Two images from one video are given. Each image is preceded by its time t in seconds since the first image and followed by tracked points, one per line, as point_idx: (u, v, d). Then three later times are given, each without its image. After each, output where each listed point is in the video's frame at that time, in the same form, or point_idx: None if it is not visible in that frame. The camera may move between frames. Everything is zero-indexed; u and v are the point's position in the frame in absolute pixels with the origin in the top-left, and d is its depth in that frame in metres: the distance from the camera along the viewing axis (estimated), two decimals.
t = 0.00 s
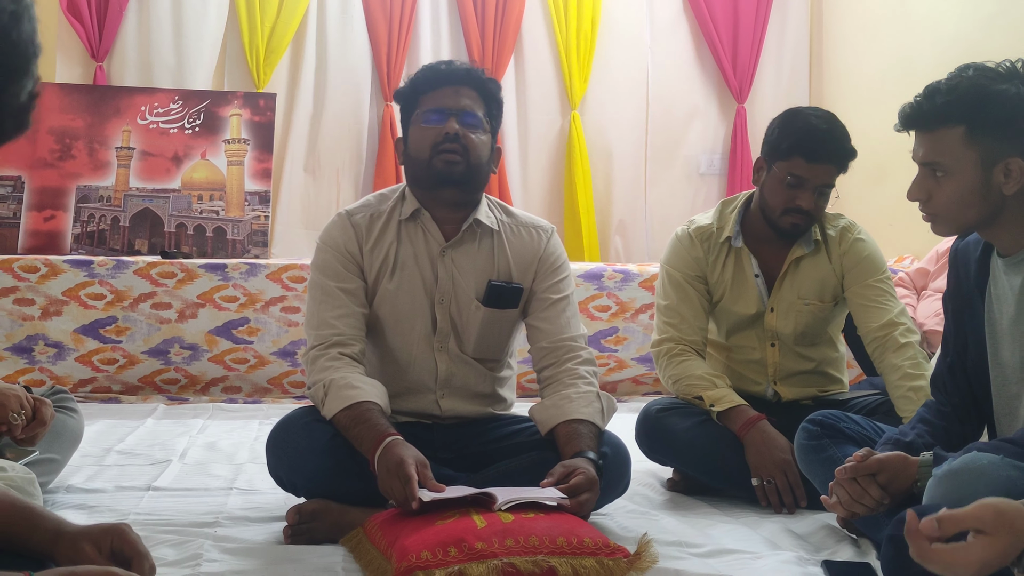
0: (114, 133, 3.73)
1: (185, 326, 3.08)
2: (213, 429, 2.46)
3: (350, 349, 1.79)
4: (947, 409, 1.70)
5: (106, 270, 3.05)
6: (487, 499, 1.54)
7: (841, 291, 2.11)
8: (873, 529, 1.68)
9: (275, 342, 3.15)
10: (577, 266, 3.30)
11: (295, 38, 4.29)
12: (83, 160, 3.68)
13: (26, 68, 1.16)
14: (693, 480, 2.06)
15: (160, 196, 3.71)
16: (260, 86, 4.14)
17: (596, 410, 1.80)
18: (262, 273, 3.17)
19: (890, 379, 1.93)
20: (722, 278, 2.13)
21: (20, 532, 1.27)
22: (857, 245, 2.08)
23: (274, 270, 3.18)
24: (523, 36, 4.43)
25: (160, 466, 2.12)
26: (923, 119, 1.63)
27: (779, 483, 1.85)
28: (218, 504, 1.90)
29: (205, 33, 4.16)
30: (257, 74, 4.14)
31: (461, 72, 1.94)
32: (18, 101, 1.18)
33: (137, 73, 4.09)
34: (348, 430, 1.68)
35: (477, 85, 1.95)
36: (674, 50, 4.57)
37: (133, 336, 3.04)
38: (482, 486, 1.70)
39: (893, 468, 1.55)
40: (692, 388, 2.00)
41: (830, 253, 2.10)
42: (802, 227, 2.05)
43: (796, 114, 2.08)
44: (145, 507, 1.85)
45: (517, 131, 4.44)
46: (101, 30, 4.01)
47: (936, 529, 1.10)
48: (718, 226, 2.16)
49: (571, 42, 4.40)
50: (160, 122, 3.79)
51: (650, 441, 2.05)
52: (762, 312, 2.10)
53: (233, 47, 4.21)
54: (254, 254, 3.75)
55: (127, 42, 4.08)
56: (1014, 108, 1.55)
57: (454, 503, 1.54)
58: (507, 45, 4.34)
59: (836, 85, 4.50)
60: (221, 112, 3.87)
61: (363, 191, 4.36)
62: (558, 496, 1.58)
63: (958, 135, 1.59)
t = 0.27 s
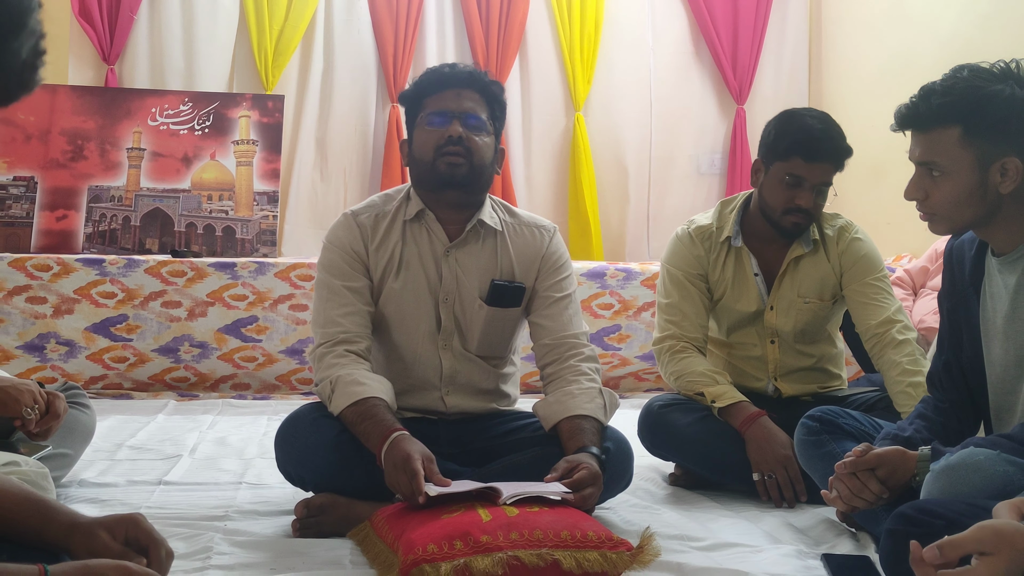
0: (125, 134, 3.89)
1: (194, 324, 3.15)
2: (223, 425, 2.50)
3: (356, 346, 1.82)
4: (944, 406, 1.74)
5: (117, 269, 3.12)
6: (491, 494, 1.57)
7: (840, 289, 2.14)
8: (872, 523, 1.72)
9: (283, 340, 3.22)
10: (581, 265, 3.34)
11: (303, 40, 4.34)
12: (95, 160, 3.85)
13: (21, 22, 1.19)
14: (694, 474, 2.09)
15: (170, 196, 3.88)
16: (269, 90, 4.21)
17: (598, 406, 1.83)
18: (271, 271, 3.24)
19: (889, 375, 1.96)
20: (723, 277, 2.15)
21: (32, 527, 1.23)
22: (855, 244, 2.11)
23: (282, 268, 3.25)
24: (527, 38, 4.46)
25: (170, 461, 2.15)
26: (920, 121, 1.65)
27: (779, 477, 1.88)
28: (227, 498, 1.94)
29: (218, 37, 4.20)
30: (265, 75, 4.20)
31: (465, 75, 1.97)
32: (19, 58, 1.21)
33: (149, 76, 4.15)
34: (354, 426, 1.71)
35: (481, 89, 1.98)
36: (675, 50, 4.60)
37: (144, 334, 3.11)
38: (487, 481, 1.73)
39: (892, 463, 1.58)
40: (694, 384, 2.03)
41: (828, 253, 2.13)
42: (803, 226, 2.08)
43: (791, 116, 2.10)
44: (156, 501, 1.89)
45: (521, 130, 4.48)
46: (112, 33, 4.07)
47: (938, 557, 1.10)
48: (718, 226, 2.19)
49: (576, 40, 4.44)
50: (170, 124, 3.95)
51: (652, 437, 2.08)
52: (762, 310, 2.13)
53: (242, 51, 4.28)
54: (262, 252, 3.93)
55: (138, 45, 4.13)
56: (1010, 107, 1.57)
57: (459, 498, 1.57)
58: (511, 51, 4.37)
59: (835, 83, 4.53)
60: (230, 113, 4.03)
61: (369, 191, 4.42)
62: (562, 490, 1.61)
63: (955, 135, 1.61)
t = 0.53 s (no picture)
0: (129, 134, 3.95)
1: (197, 323, 3.20)
2: (224, 421, 2.53)
3: (357, 344, 1.85)
4: (934, 404, 1.78)
5: (121, 267, 3.17)
6: (488, 490, 1.61)
7: (825, 288, 2.16)
8: (862, 519, 1.75)
9: (284, 338, 3.27)
10: (577, 264, 3.38)
11: (305, 42, 4.39)
12: (99, 160, 3.90)
13: (20, 11, 1.24)
14: (687, 471, 2.12)
15: (173, 195, 3.92)
16: (271, 92, 4.27)
17: (594, 403, 1.86)
18: (272, 270, 3.29)
19: (878, 374, 1.99)
20: (710, 279, 2.19)
21: (36, 521, 1.22)
22: (839, 242, 2.15)
23: (283, 266, 3.30)
24: (526, 41, 4.51)
25: (173, 456, 2.19)
26: (913, 126, 1.69)
27: (773, 473, 1.91)
28: (229, 493, 1.97)
29: (222, 42, 4.28)
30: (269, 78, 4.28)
31: (468, 78, 2.00)
32: (20, 45, 1.26)
33: (153, 78, 4.21)
34: (354, 423, 1.74)
35: (483, 91, 2.01)
36: (671, 54, 4.66)
37: (147, 332, 3.17)
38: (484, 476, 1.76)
39: (883, 459, 1.61)
40: (687, 382, 2.07)
41: (813, 252, 2.16)
42: (769, 222, 2.10)
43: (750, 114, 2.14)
44: (158, 495, 1.92)
45: (519, 132, 4.52)
46: (117, 36, 4.14)
47: (929, 532, 1.09)
48: (703, 230, 2.23)
49: (574, 44, 4.48)
50: (174, 125, 3.99)
51: (646, 433, 2.12)
52: (751, 311, 2.17)
53: (246, 55, 4.34)
54: (264, 251, 3.94)
55: (142, 46, 4.20)
56: (999, 110, 1.61)
57: (458, 494, 1.62)
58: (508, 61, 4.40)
59: (830, 87, 4.59)
60: (232, 114, 4.07)
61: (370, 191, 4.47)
62: (558, 487, 1.64)
63: (946, 137, 1.65)
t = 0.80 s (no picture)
0: (133, 139, 3.99)
1: (201, 324, 3.24)
2: (227, 421, 2.57)
3: (357, 345, 1.88)
4: (925, 403, 1.82)
5: (126, 269, 3.21)
6: (487, 488, 1.64)
7: (813, 288, 2.19)
8: (853, 517, 1.79)
9: (286, 339, 3.31)
10: (574, 266, 3.43)
11: (305, 49, 4.45)
12: (104, 164, 3.95)
13: (37, 43, 1.24)
14: (682, 469, 2.16)
15: (176, 199, 3.96)
16: (273, 95, 4.32)
17: (590, 402, 1.89)
18: (274, 272, 3.33)
19: (866, 374, 2.02)
20: (699, 283, 2.24)
21: (47, 519, 1.24)
22: (824, 242, 2.18)
23: (285, 269, 3.34)
24: (521, 48, 4.62)
25: (176, 455, 2.22)
26: (903, 135, 1.72)
27: (767, 469, 1.94)
28: (231, 492, 2.01)
29: (224, 47, 4.33)
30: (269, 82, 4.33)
31: (462, 83, 2.04)
32: (34, 75, 1.25)
33: (156, 83, 4.27)
34: (355, 422, 1.77)
35: (477, 96, 2.05)
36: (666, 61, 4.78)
37: (151, 333, 3.20)
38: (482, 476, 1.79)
39: (874, 459, 1.65)
40: (679, 383, 2.11)
41: (797, 253, 2.19)
42: (729, 226, 2.15)
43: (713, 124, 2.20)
44: (162, 494, 1.95)
45: (516, 137, 4.62)
46: (121, 40, 4.18)
47: (930, 519, 1.08)
48: (689, 235, 2.28)
49: (569, 51, 4.58)
50: (177, 130, 4.04)
51: (641, 433, 2.15)
52: (740, 314, 2.20)
53: (248, 61, 4.40)
54: (266, 254, 3.97)
55: (146, 53, 4.26)
56: (986, 112, 1.68)
57: (458, 492, 1.66)
58: (506, 61, 4.51)
59: (824, 91, 4.65)
60: (234, 119, 4.12)
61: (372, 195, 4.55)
62: (555, 485, 1.68)
63: (942, 142, 1.68)
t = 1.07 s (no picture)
0: (140, 143, 4.04)
1: (207, 323, 3.28)
2: (233, 419, 2.61)
3: (361, 345, 1.92)
4: (919, 400, 1.85)
5: (133, 270, 3.25)
6: (489, 485, 1.67)
7: (806, 287, 2.23)
8: (849, 513, 1.82)
9: (291, 338, 3.35)
10: (574, 266, 3.48)
11: (309, 53, 4.65)
12: (112, 168, 4.00)
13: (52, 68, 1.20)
14: (681, 466, 2.20)
15: (182, 201, 4.03)
16: (277, 99, 4.51)
17: (590, 400, 1.93)
18: (279, 273, 3.37)
19: (860, 372, 2.06)
20: (695, 283, 2.28)
21: (52, 518, 1.20)
22: (817, 242, 2.21)
23: (290, 270, 3.38)
24: (522, 52, 4.78)
25: (183, 453, 2.26)
26: (896, 138, 1.75)
27: (764, 465, 1.98)
28: (237, 489, 2.04)
29: (226, 51, 4.51)
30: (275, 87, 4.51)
31: (461, 86, 2.07)
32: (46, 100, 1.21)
33: (161, 86, 4.43)
34: (359, 421, 1.81)
35: (475, 99, 2.08)
36: (665, 65, 4.91)
37: (158, 332, 3.25)
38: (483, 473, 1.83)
39: (869, 456, 1.68)
40: (677, 381, 2.15)
41: (790, 252, 2.23)
42: (723, 222, 2.19)
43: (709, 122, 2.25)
44: (170, 491, 1.99)
45: (516, 139, 4.78)
46: (127, 49, 4.36)
47: (923, 521, 1.10)
48: (686, 236, 2.30)
49: (568, 55, 4.75)
50: (183, 133, 4.10)
51: (640, 430, 2.19)
52: (735, 313, 2.24)
53: (251, 64, 4.58)
54: (271, 255, 4.04)
55: (151, 59, 4.43)
56: (975, 113, 1.72)
57: (461, 489, 1.69)
58: (506, 65, 4.68)
59: (820, 92, 4.79)
60: (240, 122, 4.19)
61: (375, 195, 4.69)
62: (555, 482, 1.71)
63: (934, 144, 1.72)
